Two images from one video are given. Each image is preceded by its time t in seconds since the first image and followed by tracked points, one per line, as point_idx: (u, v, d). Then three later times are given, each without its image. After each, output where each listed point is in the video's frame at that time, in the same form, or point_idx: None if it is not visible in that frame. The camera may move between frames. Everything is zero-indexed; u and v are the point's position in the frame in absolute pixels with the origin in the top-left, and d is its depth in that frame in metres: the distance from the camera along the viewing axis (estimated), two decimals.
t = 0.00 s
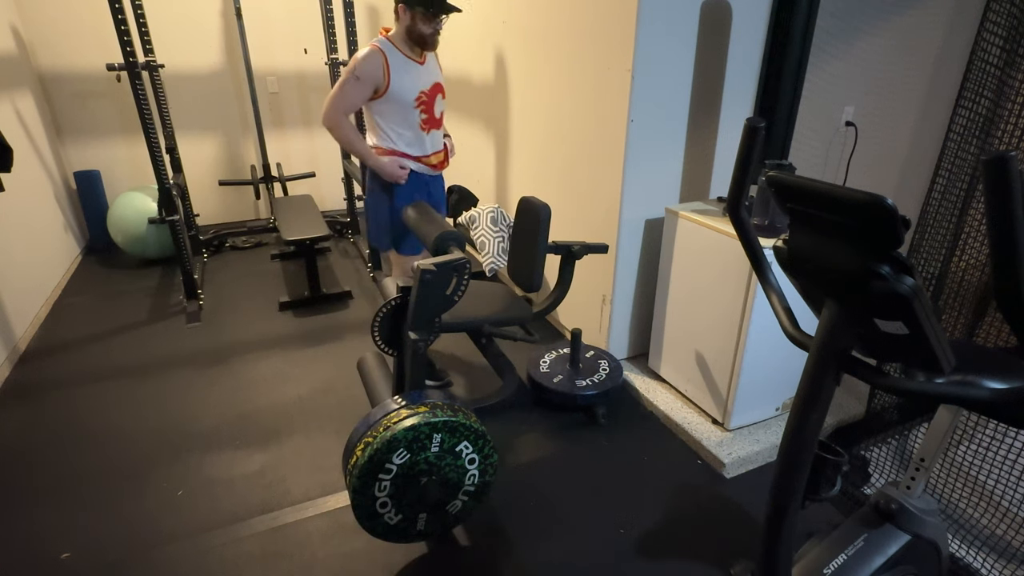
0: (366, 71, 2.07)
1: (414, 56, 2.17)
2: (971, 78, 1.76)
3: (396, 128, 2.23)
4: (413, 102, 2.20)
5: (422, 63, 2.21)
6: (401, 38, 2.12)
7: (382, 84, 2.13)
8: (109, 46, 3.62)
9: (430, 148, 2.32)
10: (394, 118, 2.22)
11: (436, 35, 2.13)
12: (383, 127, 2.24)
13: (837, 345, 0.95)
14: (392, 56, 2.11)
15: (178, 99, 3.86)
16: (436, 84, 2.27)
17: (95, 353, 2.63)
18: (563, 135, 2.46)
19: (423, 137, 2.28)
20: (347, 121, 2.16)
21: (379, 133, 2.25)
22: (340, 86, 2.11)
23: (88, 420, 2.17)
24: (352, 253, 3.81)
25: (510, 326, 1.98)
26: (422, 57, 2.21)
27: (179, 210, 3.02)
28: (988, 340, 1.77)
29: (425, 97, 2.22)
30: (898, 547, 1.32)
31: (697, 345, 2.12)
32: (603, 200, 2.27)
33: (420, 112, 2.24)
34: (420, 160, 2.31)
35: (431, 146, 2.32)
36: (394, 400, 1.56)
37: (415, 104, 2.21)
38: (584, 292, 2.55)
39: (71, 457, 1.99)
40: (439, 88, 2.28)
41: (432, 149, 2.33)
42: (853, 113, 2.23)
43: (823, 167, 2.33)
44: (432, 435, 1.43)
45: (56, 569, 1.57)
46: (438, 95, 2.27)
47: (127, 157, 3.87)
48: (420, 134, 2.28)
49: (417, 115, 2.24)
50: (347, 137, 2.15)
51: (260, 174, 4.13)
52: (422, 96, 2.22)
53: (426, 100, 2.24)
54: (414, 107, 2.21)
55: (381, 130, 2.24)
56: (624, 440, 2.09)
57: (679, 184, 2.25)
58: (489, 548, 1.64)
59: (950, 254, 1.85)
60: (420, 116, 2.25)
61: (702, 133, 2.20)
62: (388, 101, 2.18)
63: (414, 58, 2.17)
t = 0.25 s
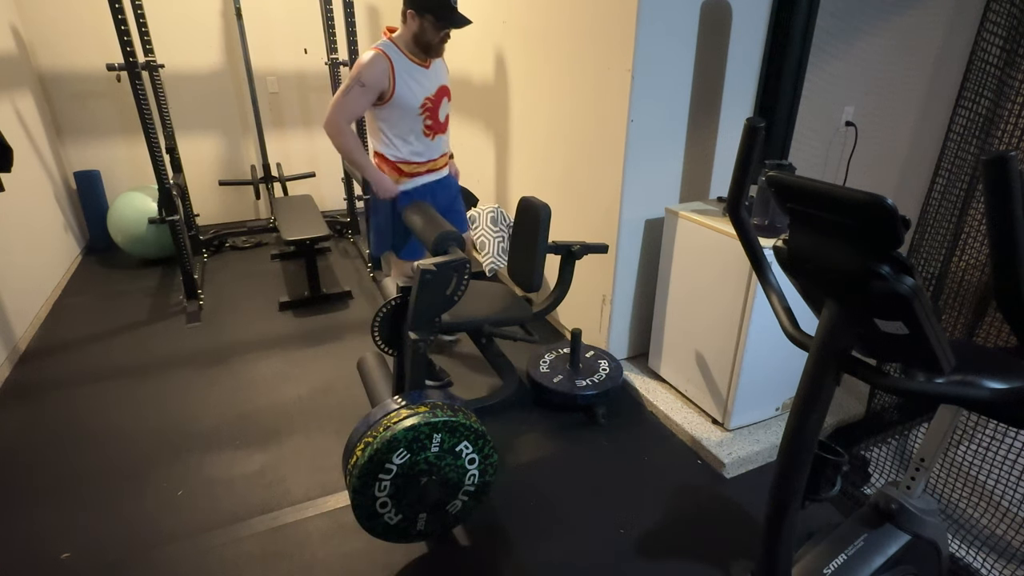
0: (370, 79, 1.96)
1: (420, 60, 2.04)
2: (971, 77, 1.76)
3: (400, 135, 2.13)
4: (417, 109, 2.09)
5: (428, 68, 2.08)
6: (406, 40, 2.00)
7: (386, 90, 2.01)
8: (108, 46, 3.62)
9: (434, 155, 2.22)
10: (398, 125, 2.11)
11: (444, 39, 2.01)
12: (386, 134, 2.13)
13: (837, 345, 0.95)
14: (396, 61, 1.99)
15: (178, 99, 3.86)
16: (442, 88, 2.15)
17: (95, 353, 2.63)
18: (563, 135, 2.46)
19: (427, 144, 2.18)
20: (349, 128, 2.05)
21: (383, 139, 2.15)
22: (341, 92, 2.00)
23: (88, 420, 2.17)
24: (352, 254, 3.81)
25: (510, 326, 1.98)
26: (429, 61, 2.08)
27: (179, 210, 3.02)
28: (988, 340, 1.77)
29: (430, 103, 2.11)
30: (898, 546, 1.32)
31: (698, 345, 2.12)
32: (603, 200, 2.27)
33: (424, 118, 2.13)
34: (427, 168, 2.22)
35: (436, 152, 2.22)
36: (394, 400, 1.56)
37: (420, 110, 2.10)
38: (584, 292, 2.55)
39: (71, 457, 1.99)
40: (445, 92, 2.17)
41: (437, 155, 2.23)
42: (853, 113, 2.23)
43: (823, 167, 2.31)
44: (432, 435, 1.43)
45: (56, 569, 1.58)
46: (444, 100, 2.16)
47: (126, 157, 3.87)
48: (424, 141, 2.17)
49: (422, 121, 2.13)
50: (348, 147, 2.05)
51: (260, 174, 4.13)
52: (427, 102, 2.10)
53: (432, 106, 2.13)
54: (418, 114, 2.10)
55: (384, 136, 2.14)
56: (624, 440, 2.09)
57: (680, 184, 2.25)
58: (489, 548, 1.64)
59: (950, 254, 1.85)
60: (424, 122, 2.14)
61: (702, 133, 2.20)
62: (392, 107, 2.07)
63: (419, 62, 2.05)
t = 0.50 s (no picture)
0: (379, 82, 1.95)
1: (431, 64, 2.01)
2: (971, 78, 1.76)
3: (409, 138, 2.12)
4: (425, 111, 2.08)
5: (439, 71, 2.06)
6: (418, 44, 1.97)
7: (396, 94, 2.00)
8: (108, 46, 3.62)
9: (441, 157, 2.22)
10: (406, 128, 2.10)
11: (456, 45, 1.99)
12: (395, 136, 2.13)
13: (836, 345, 0.95)
14: (408, 65, 1.97)
15: (178, 99, 3.86)
16: (452, 92, 2.14)
17: (95, 353, 2.63)
18: (563, 135, 2.46)
19: (434, 147, 2.18)
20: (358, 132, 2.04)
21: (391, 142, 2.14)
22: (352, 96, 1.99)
23: (89, 420, 2.17)
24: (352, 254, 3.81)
25: (510, 326, 1.98)
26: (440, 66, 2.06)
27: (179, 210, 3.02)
28: (988, 340, 1.77)
29: (439, 106, 2.10)
30: (898, 547, 1.32)
31: (698, 345, 2.12)
32: (603, 200, 2.27)
33: (431, 122, 2.12)
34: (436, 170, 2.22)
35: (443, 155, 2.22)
36: (394, 400, 1.56)
37: (428, 113, 2.09)
38: (584, 292, 2.55)
39: (71, 457, 1.99)
40: (455, 95, 2.16)
41: (443, 158, 2.23)
42: (853, 113, 2.23)
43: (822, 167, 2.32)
44: (432, 435, 1.43)
45: (56, 569, 1.58)
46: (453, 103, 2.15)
47: (126, 157, 3.87)
48: (431, 143, 2.16)
49: (429, 125, 2.12)
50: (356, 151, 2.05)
51: (260, 174, 4.13)
52: (435, 105, 2.09)
53: (440, 109, 2.12)
54: (426, 117, 2.10)
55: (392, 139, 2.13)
56: (624, 440, 2.09)
57: (679, 184, 2.25)
58: (489, 548, 1.64)
59: (950, 254, 1.85)
60: (432, 125, 2.13)
61: (702, 133, 2.20)
62: (401, 111, 2.05)
63: (430, 66, 2.02)
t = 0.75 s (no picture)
0: (402, 79, 1.95)
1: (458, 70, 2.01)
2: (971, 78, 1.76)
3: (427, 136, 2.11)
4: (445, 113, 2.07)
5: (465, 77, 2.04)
6: (448, 46, 1.96)
7: (416, 92, 2.00)
8: (108, 46, 3.62)
9: (458, 160, 2.19)
10: (425, 126, 2.09)
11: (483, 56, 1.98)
12: (414, 134, 2.12)
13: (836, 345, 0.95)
14: (431, 64, 1.96)
15: (178, 99, 3.86)
16: (476, 95, 2.11)
17: (94, 353, 2.63)
18: (563, 135, 2.46)
19: (451, 149, 2.16)
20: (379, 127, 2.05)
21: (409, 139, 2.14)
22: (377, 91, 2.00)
23: (88, 420, 2.17)
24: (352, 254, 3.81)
25: (510, 326, 1.98)
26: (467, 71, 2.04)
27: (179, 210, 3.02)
28: (988, 340, 1.78)
29: (459, 108, 2.08)
30: (898, 547, 1.32)
31: (698, 346, 2.12)
32: (603, 200, 2.28)
33: (450, 123, 2.09)
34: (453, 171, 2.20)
35: (460, 157, 2.19)
36: (394, 400, 1.56)
37: (447, 114, 2.07)
38: (584, 292, 2.55)
39: (70, 457, 1.99)
40: (479, 99, 2.12)
41: (461, 160, 2.21)
42: (853, 113, 2.24)
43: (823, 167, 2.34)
44: (432, 435, 1.43)
45: (56, 569, 1.57)
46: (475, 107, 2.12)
47: (126, 157, 3.87)
48: (448, 144, 2.14)
49: (448, 125, 2.10)
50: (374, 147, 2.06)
51: (260, 174, 4.13)
52: (456, 107, 2.07)
53: (460, 112, 2.09)
54: (444, 117, 2.08)
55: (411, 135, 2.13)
56: (624, 440, 2.09)
57: (679, 184, 2.25)
58: (488, 548, 1.64)
59: (950, 254, 1.85)
60: (450, 126, 2.11)
61: (702, 133, 2.20)
62: (421, 109, 2.05)
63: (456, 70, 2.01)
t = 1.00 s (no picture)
0: (443, 71, 1.95)
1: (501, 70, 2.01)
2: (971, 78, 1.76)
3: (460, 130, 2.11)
4: (478, 109, 2.06)
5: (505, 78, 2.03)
6: (494, 45, 1.96)
7: (455, 85, 2.00)
8: (108, 46, 3.62)
9: (487, 158, 2.18)
10: (460, 120, 2.09)
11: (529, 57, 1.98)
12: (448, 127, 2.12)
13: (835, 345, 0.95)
14: (472, 58, 1.97)
15: (178, 99, 3.86)
16: (513, 97, 2.09)
17: (94, 353, 2.63)
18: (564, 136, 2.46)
19: (481, 146, 2.15)
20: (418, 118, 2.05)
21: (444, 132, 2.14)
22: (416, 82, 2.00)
23: (88, 420, 2.17)
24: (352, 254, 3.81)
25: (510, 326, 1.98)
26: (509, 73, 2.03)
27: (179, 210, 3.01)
28: (988, 340, 1.78)
29: (493, 107, 2.06)
30: (898, 547, 1.32)
31: (698, 346, 2.12)
32: (603, 200, 2.28)
33: (482, 120, 2.08)
34: (482, 169, 2.19)
35: (490, 155, 2.18)
36: (394, 400, 1.56)
37: (480, 111, 2.07)
38: (584, 292, 2.55)
39: (70, 457, 1.99)
40: (515, 101, 2.11)
41: (490, 159, 2.20)
42: (853, 113, 2.24)
43: (823, 167, 2.34)
44: (432, 435, 1.43)
45: (55, 569, 1.57)
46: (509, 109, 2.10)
47: (126, 157, 3.87)
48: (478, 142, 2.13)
49: (480, 122, 2.09)
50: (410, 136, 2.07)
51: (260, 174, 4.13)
52: (489, 105, 2.06)
53: (493, 111, 2.08)
54: (477, 113, 2.07)
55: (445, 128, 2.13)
56: (624, 441, 2.09)
57: (679, 184, 2.25)
58: (488, 548, 1.64)
59: (950, 254, 1.84)
60: (482, 123, 2.09)
61: (702, 133, 2.20)
62: (458, 103, 2.04)
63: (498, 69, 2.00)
